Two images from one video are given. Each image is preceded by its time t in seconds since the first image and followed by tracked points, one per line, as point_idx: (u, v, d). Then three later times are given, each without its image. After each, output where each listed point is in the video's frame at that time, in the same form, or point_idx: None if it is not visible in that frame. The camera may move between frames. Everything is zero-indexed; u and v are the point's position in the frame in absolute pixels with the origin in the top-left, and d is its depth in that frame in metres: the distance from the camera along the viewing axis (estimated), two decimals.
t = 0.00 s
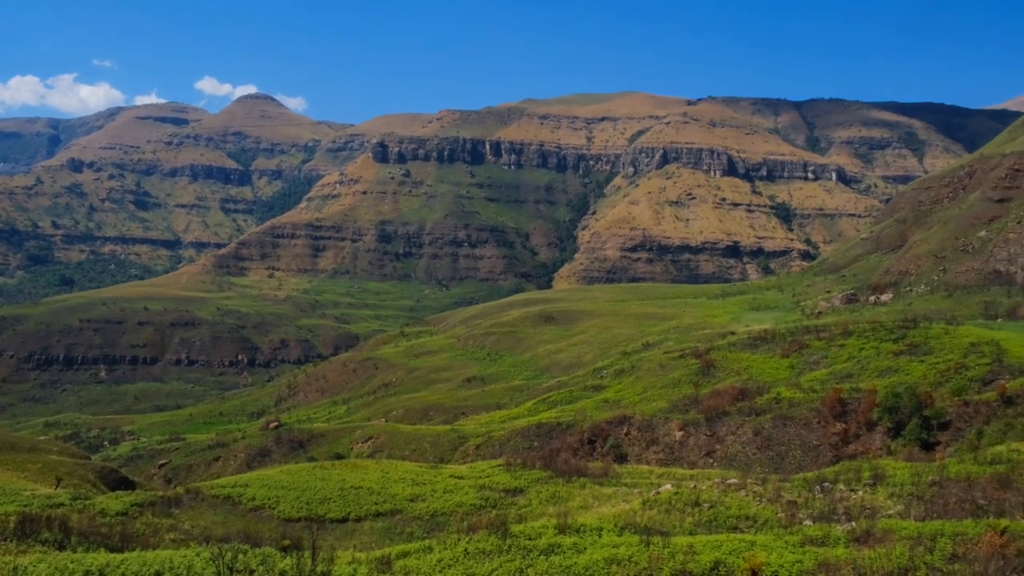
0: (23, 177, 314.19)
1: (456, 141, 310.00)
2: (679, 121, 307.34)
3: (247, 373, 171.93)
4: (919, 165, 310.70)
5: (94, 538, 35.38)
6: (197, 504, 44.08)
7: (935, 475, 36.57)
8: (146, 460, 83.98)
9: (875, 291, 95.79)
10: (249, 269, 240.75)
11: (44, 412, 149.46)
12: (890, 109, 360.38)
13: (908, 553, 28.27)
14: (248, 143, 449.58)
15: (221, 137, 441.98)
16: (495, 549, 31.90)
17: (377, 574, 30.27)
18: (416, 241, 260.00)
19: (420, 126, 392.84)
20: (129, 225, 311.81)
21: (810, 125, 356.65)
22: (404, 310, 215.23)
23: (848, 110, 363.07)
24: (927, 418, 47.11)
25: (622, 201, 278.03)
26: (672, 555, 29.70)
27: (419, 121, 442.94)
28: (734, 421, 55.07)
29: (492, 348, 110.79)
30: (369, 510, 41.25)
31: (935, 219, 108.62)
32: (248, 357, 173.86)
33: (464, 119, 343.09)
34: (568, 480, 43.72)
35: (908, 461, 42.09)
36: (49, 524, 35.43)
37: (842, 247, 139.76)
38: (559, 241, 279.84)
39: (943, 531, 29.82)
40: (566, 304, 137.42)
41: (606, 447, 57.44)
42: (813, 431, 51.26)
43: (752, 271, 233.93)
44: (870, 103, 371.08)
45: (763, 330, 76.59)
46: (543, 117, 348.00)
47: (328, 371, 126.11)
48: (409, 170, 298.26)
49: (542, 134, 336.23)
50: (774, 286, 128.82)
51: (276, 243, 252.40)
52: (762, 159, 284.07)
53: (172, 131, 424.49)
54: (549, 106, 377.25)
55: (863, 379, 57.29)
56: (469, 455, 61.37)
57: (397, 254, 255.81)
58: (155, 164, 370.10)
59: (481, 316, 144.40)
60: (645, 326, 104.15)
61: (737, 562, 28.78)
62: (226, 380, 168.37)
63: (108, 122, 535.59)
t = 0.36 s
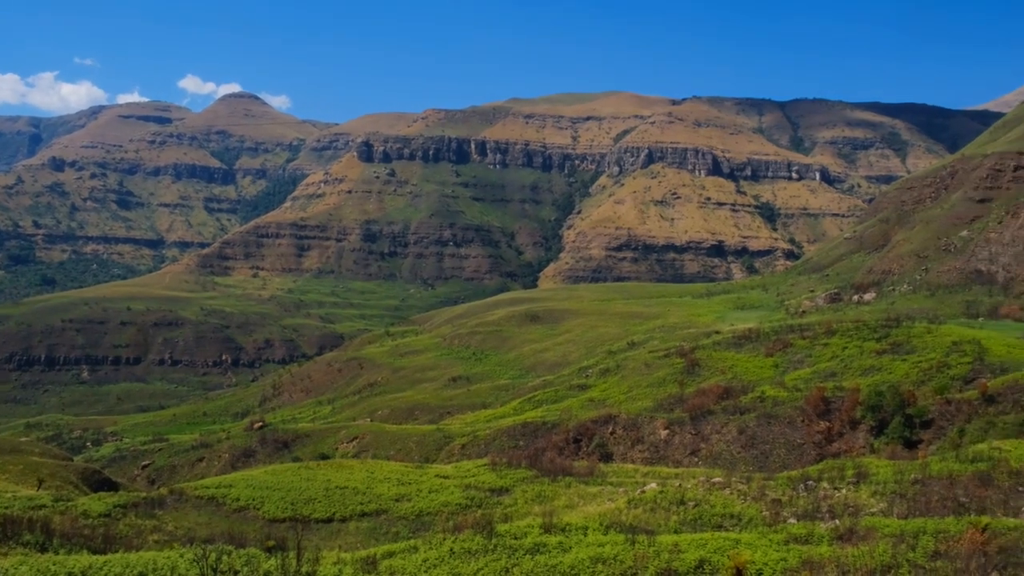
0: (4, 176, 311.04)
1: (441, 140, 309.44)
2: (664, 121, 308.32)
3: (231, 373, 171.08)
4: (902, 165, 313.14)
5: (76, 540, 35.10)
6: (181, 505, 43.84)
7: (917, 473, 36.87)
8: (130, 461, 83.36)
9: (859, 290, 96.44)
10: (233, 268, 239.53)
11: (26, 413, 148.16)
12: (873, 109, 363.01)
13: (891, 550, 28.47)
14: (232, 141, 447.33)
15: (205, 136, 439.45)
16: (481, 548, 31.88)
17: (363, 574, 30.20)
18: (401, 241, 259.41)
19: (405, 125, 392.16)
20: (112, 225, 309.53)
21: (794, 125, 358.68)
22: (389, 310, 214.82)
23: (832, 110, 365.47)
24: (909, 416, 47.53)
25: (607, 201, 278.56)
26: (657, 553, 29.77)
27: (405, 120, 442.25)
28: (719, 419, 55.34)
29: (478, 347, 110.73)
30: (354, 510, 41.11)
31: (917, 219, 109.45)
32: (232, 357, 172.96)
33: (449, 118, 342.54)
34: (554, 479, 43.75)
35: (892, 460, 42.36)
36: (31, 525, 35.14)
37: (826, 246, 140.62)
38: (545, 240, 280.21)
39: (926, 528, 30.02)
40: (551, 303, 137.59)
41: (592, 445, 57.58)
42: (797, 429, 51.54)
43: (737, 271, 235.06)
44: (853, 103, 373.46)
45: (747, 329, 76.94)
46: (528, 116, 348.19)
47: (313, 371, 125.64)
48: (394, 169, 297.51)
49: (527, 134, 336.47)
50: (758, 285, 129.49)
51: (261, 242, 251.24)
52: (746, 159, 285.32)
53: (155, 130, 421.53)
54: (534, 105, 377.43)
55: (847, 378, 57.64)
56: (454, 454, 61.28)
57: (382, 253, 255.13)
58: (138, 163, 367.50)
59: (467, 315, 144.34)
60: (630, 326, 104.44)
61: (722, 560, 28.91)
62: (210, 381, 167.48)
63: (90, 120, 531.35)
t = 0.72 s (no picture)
0: None
1: (430, 140, 309.01)
2: (653, 121, 308.91)
3: (219, 373, 170.38)
4: (889, 165, 314.92)
5: (63, 541, 34.86)
6: (169, 506, 43.61)
7: (905, 471, 37.06)
8: (117, 461, 82.85)
9: (847, 290, 96.90)
10: (221, 268, 238.48)
11: (11, 413, 147.06)
12: (860, 110, 365.05)
13: (879, 549, 28.60)
14: (220, 140, 445.53)
15: (192, 135, 437.45)
16: (470, 548, 31.84)
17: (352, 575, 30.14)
18: (390, 240, 258.89)
19: (394, 125, 391.71)
20: (99, 224, 307.74)
21: (782, 125, 360.25)
22: (378, 309, 214.52)
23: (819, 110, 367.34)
24: (896, 414, 47.84)
25: (596, 200, 278.98)
26: (646, 552, 29.83)
27: (394, 120, 441.69)
28: (708, 419, 55.45)
29: (467, 347, 110.62)
30: (343, 511, 41.01)
31: (905, 218, 110.12)
32: (220, 357, 172.27)
33: (438, 118, 342.16)
34: (544, 479, 43.79)
35: (879, 458, 42.56)
36: (18, 527, 34.90)
37: (814, 245, 141.23)
38: (534, 239, 280.41)
39: (913, 526, 30.18)
40: (540, 303, 137.53)
41: (581, 445, 57.66)
42: (786, 429, 51.72)
43: (725, 270, 235.82)
44: (841, 103, 375.35)
45: (736, 328, 77.17)
46: (517, 116, 348.31)
47: (302, 371, 125.20)
48: (383, 169, 296.94)
49: (516, 133, 336.59)
50: (747, 285, 130.05)
51: (249, 242, 250.28)
52: (734, 159, 286.28)
53: (143, 129, 419.09)
54: (523, 105, 377.44)
55: (834, 377, 57.88)
56: (443, 454, 61.20)
57: (371, 253, 254.59)
58: (125, 162, 365.37)
59: (456, 315, 144.27)
60: (620, 325, 104.69)
61: (711, 558, 29.00)
62: (198, 380, 166.71)
63: (77, 119, 527.98)
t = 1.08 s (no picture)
0: None
1: (415, 139, 308.24)
2: (638, 121, 309.55)
3: (203, 373, 169.43)
4: (872, 165, 317.08)
5: (45, 543, 34.59)
6: (153, 507, 43.32)
7: (888, 469, 37.28)
8: (100, 462, 82.19)
9: (830, 289, 97.50)
10: (206, 267, 237.06)
11: None
12: (844, 110, 367.46)
13: (863, 546, 28.77)
14: (204, 139, 443.07)
15: (176, 134, 434.68)
16: (456, 548, 31.80)
17: None
18: (376, 240, 258.18)
19: (380, 124, 390.80)
20: (81, 223, 305.31)
21: (766, 125, 362.20)
22: (364, 309, 214.00)
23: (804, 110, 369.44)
24: (880, 413, 48.17)
25: (582, 200, 279.33)
26: (632, 551, 29.88)
27: (380, 119, 440.73)
28: (693, 418, 55.64)
29: (453, 347, 110.48)
30: (328, 511, 40.88)
31: (888, 218, 110.88)
32: (204, 357, 171.38)
33: (424, 117, 341.55)
34: (530, 478, 43.79)
35: (863, 457, 42.81)
36: None
37: (798, 245, 141.92)
38: (520, 239, 280.54)
39: (896, 524, 30.38)
40: (526, 303, 137.47)
41: (567, 444, 57.76)
42: (770, 427, 51.93)
43: (710, 270, 236.68)
44: (825, 103, 377.67)
45: (721, 328, 77.44)
46: (503, 115, 348.30)
47: (287, 370, 124.68)
48: (368, 168, 296.07)
49: (502, 133, 336.64)
50: (732, 284, 130.58)
51: (234, 241, 248.99)
52: (720, 159, 287.41)
53: (126, 127, 416.07)
54: (509, 104, 377.46)
55: (819, 376, 58.17)
56: (429, 454, 61.07)
57: (357, 252, 253.81)
58: (108, 161, 362.51)
59: (441, 314, 144.04)
60: (605, 324, 104.98)
61: (697, 557, 29.09)
62: (182, 381, 165.70)
63: (59, 117, 523.54)
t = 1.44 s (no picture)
0: None
1: (403, 138, 307.71)
2: (626, 120, 310.00)
3: (189, 373, 168.58)
4: (858, 166, 318.98)
5: (30, 544, 34.31)
6: (138, 508, 43.09)
7: (874, 467, 37.47)
8: (85, 463, 81.60)
9: (817, 289, 97.97)
10: (192, 266, 235.78)
11: None
12: (830, 111, 369.51)
13: (849, 544, 28.93)
14: (190, 138, 440.87)
15: (162, 132, 432.21)
16: (444, 547, 31.74)
17: None
18: (363, 239, 257.58)
19: (367, 123, 390.15)
20: (66, 222, 303.16)
21: (753, 126, 363.96)
22: (351, 309, 213.45)
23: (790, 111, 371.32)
24: (866, 412, 48.47)
25: (570, 199, 279.69)
26: (620, 550, 29.91)
27: (367, 118, 440.01)
28: (681, 417, 55.76)
29: (441, 346, 110.35)
30: (316, 511, 40.75)
31: (874, 218, 111.51)
32: (191, 357, 170.54)
33: (412, 116, 341.10)
34: (517, 477, 43.80)
35: (848, 455, 43.02)
36: None
37: (785, 245, 142.51)
38: (507, 239, 280.69)
39: (882, 521, 30.55)
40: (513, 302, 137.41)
41: (554, 444, 57.82)
42: (757, 426, 52.13)
43: (698, 270, 237.39)
44: (811, 104, 379.76)
45: (709, 327, 77.83)
46: (491, 115, 348.29)
47: (274, 370, 124.26)
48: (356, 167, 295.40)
49: (490, 132, 336.69)
50: (719, 284, 131.05)
51: (220, 240, 247.93)
52: (707, 158, 288.50)
53: (111, 125, 413.37)
54: (497, 104, 377.62)
55: (805, 375, 58.44)
56: (417, 454, 60.95)
57: (344, 252, 253.13)
58: (93, 160, 360.01)
59: (429, 314, 143.89)
60: (593, 324, 105.26)
61: (684, 555, 29.16)
62: (168, 381, 164.76)
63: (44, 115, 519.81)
